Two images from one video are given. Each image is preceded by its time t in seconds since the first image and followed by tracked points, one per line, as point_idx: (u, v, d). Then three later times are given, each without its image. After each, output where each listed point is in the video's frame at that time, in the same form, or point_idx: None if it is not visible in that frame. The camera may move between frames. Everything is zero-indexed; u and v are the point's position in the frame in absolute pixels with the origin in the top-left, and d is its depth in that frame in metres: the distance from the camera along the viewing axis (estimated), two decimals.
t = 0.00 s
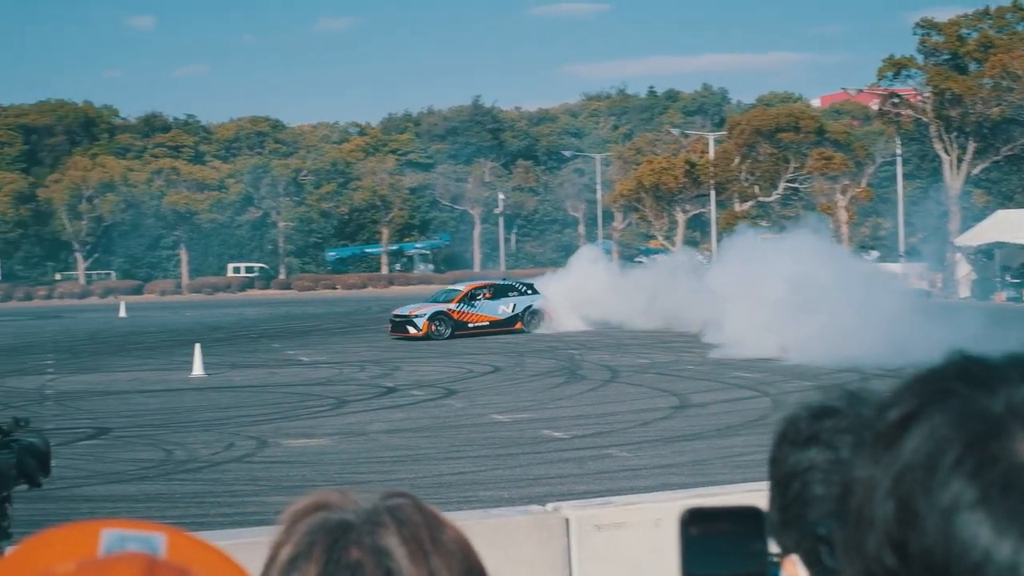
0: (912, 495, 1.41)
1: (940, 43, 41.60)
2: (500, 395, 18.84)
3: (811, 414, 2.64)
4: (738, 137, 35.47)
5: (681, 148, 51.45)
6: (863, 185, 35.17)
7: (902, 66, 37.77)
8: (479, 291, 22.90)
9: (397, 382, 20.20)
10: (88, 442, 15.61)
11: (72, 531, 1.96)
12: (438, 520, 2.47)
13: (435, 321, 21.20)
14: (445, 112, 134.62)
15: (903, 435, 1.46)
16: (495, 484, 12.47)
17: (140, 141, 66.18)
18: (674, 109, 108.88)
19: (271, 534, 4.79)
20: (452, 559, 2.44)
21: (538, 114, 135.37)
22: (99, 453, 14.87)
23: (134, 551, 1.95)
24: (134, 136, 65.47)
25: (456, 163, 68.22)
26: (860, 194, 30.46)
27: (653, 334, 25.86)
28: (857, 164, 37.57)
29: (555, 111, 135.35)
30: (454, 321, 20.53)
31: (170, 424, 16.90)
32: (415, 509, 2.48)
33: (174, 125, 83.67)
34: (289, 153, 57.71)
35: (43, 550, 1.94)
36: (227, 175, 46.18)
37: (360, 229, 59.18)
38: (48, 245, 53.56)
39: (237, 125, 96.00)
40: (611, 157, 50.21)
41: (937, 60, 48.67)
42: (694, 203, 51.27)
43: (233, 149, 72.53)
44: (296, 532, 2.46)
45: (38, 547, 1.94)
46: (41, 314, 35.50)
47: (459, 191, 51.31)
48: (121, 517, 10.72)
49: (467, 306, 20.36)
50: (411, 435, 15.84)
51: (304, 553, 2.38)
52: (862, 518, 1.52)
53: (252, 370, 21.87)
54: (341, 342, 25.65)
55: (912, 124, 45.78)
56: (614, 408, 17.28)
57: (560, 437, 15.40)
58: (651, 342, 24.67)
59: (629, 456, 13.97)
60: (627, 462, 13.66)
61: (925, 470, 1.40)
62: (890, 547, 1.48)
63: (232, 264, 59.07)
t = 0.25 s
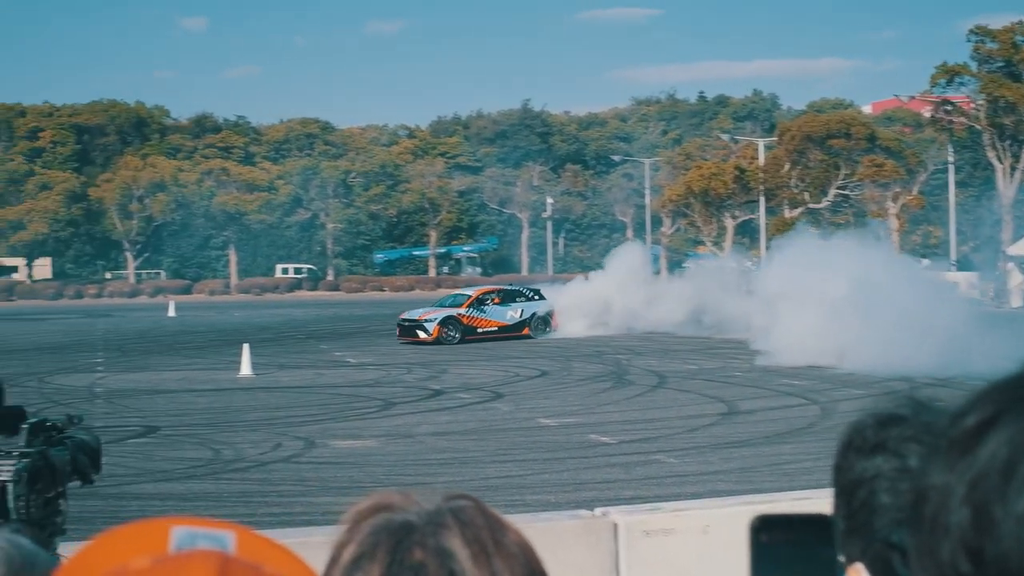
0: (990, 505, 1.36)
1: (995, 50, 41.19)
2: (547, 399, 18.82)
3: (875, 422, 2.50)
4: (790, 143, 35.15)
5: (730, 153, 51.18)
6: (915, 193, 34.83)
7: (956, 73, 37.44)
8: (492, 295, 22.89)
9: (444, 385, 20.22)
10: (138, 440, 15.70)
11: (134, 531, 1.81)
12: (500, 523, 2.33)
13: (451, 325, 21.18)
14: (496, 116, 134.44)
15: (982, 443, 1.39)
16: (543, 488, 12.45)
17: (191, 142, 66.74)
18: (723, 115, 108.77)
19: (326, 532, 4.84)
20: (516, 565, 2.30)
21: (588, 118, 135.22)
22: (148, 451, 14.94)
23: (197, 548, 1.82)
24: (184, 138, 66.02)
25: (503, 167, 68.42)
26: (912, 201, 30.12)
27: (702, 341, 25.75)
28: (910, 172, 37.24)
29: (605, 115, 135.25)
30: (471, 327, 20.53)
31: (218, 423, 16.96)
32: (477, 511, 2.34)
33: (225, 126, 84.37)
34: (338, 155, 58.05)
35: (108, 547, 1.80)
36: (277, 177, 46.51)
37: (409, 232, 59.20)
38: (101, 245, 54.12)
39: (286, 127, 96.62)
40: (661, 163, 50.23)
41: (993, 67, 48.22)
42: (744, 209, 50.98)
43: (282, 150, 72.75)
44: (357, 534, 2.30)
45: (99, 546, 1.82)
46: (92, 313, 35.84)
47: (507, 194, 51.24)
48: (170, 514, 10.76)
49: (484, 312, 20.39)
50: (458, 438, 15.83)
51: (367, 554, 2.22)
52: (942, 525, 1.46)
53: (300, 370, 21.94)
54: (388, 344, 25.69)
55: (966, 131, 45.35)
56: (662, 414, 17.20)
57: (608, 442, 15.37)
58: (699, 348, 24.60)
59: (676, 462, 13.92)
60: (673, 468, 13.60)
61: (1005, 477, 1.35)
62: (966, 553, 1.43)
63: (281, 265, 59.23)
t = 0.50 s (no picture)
0: None
1: None
2: (589, 403, 18.78)
3: (938, 429, 2.30)
4: (834, 147, 34.92)
5: (774, 158, 50.99)
6: (960, 198, 34.52)
7: (1003, 76, 37.12)
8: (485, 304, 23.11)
9: (487, 389, 20.21)
10: (182, 441, 15.75)
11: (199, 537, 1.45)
12: (559, 526, 2.31)
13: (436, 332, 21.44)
14: (540, 119, 134.41)
15: None
16: (586, 492, 12.41)
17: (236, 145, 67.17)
18: (766, 121, 108.69)
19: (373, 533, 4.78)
20: (572, 566, 2.28)
21: (632, 122, 135.13)
22: (192, 452, 14.98)
23: (267, 556, 1.48)
24: (228, 141, 66.44)
25: (545, 171, 68.58)
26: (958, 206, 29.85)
27: (745, 346, 25.66)
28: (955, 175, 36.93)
29: (648, 119, 135.13)
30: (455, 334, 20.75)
31: (262, 425, 17.00)
32: (535, 515, 2.31)
33: (268, 130, 84.89)
34: (381, 158, 58.31)
35: (168, 558, 1.50)
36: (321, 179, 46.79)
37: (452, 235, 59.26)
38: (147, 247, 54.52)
39: (329, 131, 97.16)
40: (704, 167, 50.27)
41: None
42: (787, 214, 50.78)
43: (326, 153, 72.98)
44: (416, 536, 2.27)
45: (160, 555, 1.52)
46: (137, 315, 36.09)
47: (550, 198, 51.25)
48: (215, 515, 10.79)
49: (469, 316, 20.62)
50: (501, 441, 15.82)
51: (426, 558, 2.19)
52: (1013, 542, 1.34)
53: (342, 373, 21.99)
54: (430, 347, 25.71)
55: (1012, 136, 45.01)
56: (705, 419, 17.13)
57: (652, 447, 15.31)
58: (742, 353, 24.50)
59: (720, 467, 13.85)
60: (717, 473, 13.54)
61: None
62: None
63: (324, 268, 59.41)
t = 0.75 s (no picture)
0: None
1: None
2: (625, 407, 18.73)
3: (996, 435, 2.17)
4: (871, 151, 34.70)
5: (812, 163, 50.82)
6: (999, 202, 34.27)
7: None
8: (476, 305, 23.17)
9: (522, 392, 20.19)
10: (218, 443, 15.78)
11: (266, 531, 1.39)
12: (614, 532, 2.32)
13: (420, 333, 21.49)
14: (577, 123, 134.44)
15: None
16: (622, 497, 12.37)
17: (274, 148, 67.46)
18: (804, 124, 108.59)
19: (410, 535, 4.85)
20: (625, 572, 2.32)
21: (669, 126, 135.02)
22: (229, 454, 15.00)
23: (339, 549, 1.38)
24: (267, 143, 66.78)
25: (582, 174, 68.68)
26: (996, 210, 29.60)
27: (781, 351, 25.56)
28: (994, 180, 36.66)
29: (686, 123, 134.98)
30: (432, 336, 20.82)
31: (299, 426, 17.01)
32: (582, 519, 2.32)
33: (306, 133, 85.13)
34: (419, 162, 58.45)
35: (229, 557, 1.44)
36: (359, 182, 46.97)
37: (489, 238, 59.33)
38: (185, 249, 54.81)
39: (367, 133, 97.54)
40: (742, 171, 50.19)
41: None
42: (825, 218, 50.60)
43: (363, 155, 73.14)
44: (466, 538, 2.25)
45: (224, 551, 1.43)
46: (175, 317, 36.25)
47: (586, 203, 51.20)
48: (252, 516, 10.80)
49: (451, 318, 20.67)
50: (537, 445, 15.79)
51: (483, 560, 2.17)
52: None
53: (379, 375, 22.00)
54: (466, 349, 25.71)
55: None
56: (741, 424, 17.05)
57: (688, 451, 15.25)
58: (779, 358, 24.41)
59: (757, 472, 13.77)
60: (754, 479, 13.45)
61: None
62: None
63: (361, 271, 59.54)
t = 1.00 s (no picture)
0: None
1: None
2: (665, 411, 18.68)
3: None
4: (914, 155, 34.45)
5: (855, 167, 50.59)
6: None
7: None
8: (478, 309, 23.06)
9: (563, 395, 20.16)
10: (259, 444, 15.83)
11: (329, 532, 1.38)
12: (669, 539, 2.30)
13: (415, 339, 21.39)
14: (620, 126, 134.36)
15: None
16: (662, 501, 12.32)
17: (316, 149, 67.87)
18: (846, 127, 108.38)
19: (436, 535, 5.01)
20: None
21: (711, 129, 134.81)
22: (269, 454, 15.04)
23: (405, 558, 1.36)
24: (309, 144, 67.18)
25: (623, 176, 68.76)
26: None
27: (823, 356, 25.42)
28: None
29: (728, 127, 134.77)
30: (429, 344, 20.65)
31: (338, 428, 17.05)
32: (636, 520, 2.31)
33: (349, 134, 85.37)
34: (461, 164, 58.67)
35: (290, 557, 1.42)
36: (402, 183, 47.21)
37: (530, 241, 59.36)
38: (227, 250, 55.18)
39: (409, 136, 97.90)
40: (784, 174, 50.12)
41: None
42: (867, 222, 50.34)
43: (404, 157, 73.31)
44: (520, 541, 2.24)
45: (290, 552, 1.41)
46: (217, 318, 36.45)
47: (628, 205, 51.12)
48: (292, 516, 10.82)
49: (452, 323, 20.56)
50: (577, 449, 15.76)
51: (540, 561, 2.16)
52: None
53: (418, 377, 22.02)
54: (506, 352, 25.70)
55: None
56: (782, 429, 16.96)
57: (728, 455, 15.19)
58: (821, 363, 24.28)
59: (797, 477, 13.68)
60: (795, 483, 13.36)
61: None
62: None
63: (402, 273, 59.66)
